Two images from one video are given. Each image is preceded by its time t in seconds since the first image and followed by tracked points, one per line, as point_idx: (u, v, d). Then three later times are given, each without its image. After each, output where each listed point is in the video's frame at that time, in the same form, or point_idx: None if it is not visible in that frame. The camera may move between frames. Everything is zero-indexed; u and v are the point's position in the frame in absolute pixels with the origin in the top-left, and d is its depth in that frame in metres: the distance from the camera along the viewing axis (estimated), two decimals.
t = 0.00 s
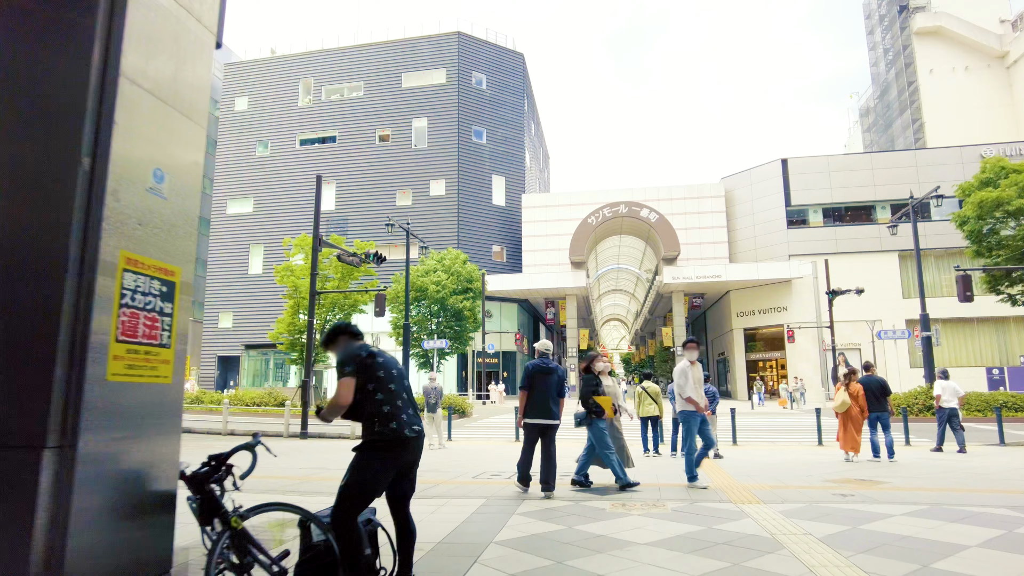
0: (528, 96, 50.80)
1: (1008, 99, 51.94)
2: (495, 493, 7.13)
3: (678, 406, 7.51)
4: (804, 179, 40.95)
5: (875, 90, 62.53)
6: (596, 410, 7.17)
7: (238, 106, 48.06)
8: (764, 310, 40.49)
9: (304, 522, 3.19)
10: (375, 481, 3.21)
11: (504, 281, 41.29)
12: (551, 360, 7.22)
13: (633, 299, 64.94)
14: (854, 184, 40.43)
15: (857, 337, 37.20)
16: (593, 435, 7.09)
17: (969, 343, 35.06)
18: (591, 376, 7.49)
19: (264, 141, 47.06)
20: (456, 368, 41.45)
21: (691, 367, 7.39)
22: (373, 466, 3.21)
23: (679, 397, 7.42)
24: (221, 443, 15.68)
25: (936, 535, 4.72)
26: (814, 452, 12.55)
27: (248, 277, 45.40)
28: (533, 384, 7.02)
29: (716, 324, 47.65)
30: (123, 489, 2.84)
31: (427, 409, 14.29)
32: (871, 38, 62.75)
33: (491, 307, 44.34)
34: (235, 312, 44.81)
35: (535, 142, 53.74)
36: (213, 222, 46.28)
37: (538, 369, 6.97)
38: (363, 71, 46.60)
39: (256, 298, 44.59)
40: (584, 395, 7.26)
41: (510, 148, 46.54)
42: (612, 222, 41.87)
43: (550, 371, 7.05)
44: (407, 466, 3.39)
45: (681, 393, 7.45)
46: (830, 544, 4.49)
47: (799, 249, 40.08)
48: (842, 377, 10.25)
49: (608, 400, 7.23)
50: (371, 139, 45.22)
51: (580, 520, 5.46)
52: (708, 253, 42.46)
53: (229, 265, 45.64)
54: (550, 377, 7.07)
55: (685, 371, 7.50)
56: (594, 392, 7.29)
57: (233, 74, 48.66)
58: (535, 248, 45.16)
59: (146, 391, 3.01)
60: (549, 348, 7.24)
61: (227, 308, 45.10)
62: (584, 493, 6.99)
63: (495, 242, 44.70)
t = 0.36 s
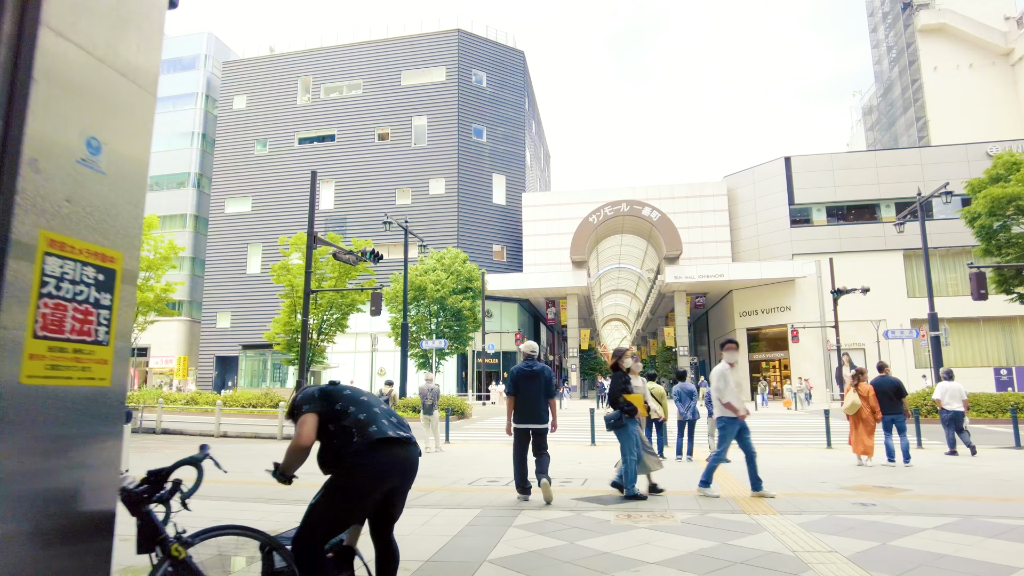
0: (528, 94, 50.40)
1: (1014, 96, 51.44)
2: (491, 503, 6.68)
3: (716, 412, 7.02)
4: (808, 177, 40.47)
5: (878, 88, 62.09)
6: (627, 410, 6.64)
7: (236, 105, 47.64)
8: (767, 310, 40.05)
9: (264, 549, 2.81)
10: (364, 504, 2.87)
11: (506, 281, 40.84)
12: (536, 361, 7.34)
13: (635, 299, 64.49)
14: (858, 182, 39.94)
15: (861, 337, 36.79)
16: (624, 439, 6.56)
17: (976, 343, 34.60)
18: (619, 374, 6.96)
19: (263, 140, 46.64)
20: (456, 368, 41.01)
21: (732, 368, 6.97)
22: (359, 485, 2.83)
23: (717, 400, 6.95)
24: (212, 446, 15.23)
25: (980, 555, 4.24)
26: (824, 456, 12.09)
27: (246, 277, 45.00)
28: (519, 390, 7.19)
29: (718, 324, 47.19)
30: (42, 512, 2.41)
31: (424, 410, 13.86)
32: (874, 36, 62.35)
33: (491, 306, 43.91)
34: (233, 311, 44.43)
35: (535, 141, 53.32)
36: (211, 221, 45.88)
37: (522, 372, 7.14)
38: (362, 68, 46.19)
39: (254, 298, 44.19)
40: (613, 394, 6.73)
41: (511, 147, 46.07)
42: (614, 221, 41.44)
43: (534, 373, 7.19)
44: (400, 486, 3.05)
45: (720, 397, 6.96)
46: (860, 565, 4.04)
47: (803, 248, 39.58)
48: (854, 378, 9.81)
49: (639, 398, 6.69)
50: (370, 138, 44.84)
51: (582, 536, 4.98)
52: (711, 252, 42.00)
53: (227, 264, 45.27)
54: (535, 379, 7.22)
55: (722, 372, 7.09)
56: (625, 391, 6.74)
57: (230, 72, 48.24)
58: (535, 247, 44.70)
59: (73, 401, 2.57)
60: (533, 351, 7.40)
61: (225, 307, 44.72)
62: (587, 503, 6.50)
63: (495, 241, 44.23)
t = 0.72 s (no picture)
0: (529, 92, 50.00)
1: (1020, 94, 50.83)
2: (487, 513, 6.21)
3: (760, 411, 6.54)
4: (813, 175, 39.97)
5: (882, 86, 61.47)
6: (657, 417, 6.15)
7: (235, 102, 47.22)
8: (771, 310, 39.58)
9: None
10: (326, 522, 2.48)
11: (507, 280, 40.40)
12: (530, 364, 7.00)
13: (636, 298, 64.03)
14: (863, 180, 39.44)
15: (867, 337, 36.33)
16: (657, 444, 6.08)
17: (984, 343, 34.12)
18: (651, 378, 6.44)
19: (262, 138, 46.18)
20: (457, 368, 40.61)
21: (777, 366, 6.52)
22: (323, 502, 2.46)
23: (761, 398, 6.49)
24: (205, 449, 14.81)
25: None
26: (835, 460, 11.63)
27: (245, 276, 44.57)
28: (517, 391, 6.76)
29: (721, 324, 46.72)
30: None
31: (421, 411, 13.43)
32: (878, 33, 61.79)
33: (492, 306, 43.43)
34: (232, 310, 44.00)
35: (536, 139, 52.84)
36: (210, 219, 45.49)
37: (514, 374, 6.80)
38: (362, 66, 45.80)
39: (253, 297, 43.71)
40: (641, 399, 6.24)
41: (512, 145, 45.62)
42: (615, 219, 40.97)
43: (529, 375, 6.84)
44: (369, 504, 2.66)
45: (763, 396, 6.51)
46: None
47: (808, 247, 39.08)
48: (867, 380, 9.33)
49: (670, 405, 6.19)
50: (369, 135, 44.43)
51: (586, 553, 4.54)
52: (714, 252, 41.52)
53: (226, 263, 44.84)
54: (531, 381, 6.83)
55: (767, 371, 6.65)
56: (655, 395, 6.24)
57: (229, 69, 47.79)
58: (537, 246, 44.25)
59: None
60: (529, 350, 7.05)
61: (223, 306, 44.28)
62: (590, 513, 6.05)
63: (495, 240, 43.78)
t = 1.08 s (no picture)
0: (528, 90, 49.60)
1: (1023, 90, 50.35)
2: (476, 521, 5.76)
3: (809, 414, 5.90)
4: (814, 172, 39.54)
5: (884, 83, 61.02)
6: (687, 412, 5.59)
7: (232, 101, 46.83)
8: (773, 308, 39.15)
9: None
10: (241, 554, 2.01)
11: (506, 279, 40.00)
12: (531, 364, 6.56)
13: (637, 297, 63.62)
14: (865, 176, 39.03)
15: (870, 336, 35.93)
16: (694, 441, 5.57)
17: (989, 341, 33.69)
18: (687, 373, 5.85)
19: (259, 136, 45.77)
20: (456, 368, 40.29)
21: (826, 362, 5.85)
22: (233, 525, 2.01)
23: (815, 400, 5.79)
24: (193, 451, 14.41)
25: None
26: (843, 460, 11.21)
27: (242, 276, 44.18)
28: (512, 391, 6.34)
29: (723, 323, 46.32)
30: None
31: (413, 412, 13.01)
32: (880, 30, 61.35)
33: (491, 305, 43.01)
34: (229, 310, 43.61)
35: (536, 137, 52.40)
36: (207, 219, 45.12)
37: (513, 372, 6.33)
38: (360, 63, 45.39)
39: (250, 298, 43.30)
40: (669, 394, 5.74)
41: (511, 143, 45.18)
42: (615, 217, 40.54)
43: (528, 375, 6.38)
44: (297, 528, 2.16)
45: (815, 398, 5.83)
46: None
47: (810, 244, 38.61)
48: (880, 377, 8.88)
49: (703, 399, 5.61)
50: (367, 133, 43.99)
51: (583, 568, 4.08)
52: (715, 250, 41.13)
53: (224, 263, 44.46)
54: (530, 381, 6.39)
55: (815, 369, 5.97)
56: (683, 388, 5.70)
57: (225, 67, 47.37)
58: (536, 245, 43.83)
59: None
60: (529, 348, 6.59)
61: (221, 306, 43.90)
62: (589, 520, 5.61)
63: (494, 239, 43.35)
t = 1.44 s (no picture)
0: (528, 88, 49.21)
1: None
2: (466, 531, 5.37)
3: (858, 413, 5.46)
4: (817, 169, 39.13)
5: (887, 81, 60.54)
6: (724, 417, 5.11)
7: (230, 99, 46.44)
8: (775, 307, 38.74)
9: None
10: None
11: (506, 278, 39.57)
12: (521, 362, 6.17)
13: (638, 297, 63.18)
14: (869, 174, 38.61)
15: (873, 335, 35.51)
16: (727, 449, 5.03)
17: (994, 340, 33.26)
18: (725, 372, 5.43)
19: (257, 135, 45.38)
20: (456, 368, 39.93)
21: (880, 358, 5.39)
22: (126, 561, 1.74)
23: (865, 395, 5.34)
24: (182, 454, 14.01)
25: None
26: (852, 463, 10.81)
27: (240, 276, 43.79)
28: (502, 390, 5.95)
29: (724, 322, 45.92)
30: None
31: (408, 414, 12.60)
32: (883, 27, 60.91)
33: (491, 305, 42.59)
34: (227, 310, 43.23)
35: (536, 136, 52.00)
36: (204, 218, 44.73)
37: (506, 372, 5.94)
38: (359, 61, 44.99)
39: (248, 298, 42.89)
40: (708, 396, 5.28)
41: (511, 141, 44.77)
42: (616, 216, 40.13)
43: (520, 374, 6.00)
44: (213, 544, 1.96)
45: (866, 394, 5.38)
46: None
47: (813, 243, 38.21)
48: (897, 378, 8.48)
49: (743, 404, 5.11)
50: (365, 132, 43.55)
51: None
52: (717, 248, 40.71)
53: (221, 263, 44.07)
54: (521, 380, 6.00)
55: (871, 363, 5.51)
56: (723, 391, 5.24)
57: (223, 65, 46.93)
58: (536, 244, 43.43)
59: None
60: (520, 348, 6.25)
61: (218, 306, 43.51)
62: (589, 531, 5.20)
63: (494, 238, 42.93)
